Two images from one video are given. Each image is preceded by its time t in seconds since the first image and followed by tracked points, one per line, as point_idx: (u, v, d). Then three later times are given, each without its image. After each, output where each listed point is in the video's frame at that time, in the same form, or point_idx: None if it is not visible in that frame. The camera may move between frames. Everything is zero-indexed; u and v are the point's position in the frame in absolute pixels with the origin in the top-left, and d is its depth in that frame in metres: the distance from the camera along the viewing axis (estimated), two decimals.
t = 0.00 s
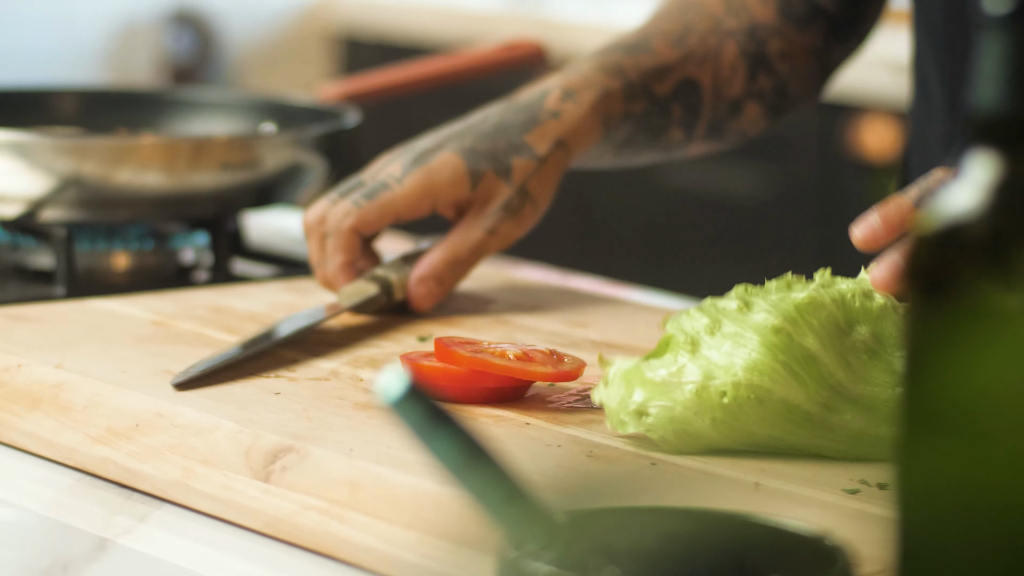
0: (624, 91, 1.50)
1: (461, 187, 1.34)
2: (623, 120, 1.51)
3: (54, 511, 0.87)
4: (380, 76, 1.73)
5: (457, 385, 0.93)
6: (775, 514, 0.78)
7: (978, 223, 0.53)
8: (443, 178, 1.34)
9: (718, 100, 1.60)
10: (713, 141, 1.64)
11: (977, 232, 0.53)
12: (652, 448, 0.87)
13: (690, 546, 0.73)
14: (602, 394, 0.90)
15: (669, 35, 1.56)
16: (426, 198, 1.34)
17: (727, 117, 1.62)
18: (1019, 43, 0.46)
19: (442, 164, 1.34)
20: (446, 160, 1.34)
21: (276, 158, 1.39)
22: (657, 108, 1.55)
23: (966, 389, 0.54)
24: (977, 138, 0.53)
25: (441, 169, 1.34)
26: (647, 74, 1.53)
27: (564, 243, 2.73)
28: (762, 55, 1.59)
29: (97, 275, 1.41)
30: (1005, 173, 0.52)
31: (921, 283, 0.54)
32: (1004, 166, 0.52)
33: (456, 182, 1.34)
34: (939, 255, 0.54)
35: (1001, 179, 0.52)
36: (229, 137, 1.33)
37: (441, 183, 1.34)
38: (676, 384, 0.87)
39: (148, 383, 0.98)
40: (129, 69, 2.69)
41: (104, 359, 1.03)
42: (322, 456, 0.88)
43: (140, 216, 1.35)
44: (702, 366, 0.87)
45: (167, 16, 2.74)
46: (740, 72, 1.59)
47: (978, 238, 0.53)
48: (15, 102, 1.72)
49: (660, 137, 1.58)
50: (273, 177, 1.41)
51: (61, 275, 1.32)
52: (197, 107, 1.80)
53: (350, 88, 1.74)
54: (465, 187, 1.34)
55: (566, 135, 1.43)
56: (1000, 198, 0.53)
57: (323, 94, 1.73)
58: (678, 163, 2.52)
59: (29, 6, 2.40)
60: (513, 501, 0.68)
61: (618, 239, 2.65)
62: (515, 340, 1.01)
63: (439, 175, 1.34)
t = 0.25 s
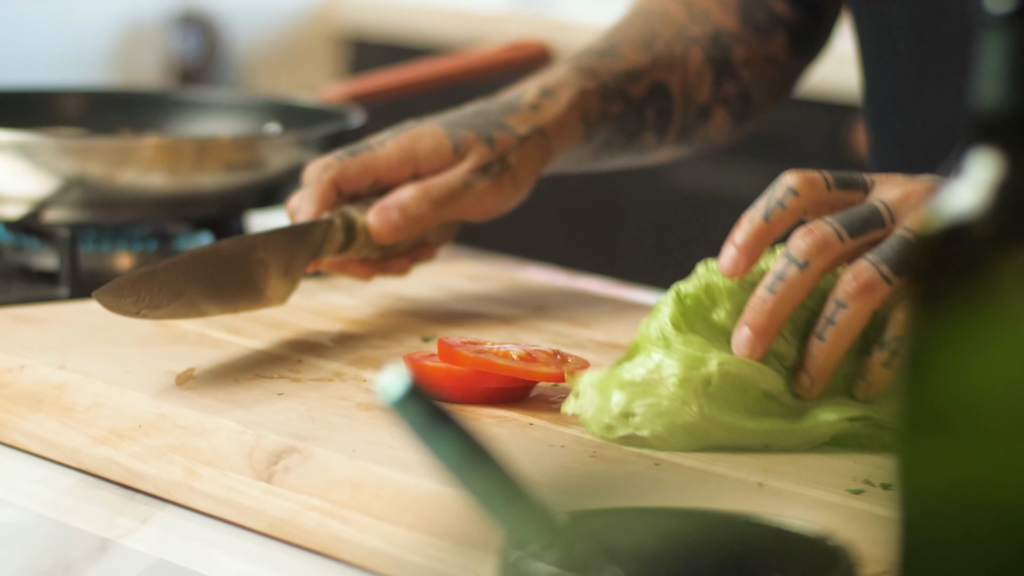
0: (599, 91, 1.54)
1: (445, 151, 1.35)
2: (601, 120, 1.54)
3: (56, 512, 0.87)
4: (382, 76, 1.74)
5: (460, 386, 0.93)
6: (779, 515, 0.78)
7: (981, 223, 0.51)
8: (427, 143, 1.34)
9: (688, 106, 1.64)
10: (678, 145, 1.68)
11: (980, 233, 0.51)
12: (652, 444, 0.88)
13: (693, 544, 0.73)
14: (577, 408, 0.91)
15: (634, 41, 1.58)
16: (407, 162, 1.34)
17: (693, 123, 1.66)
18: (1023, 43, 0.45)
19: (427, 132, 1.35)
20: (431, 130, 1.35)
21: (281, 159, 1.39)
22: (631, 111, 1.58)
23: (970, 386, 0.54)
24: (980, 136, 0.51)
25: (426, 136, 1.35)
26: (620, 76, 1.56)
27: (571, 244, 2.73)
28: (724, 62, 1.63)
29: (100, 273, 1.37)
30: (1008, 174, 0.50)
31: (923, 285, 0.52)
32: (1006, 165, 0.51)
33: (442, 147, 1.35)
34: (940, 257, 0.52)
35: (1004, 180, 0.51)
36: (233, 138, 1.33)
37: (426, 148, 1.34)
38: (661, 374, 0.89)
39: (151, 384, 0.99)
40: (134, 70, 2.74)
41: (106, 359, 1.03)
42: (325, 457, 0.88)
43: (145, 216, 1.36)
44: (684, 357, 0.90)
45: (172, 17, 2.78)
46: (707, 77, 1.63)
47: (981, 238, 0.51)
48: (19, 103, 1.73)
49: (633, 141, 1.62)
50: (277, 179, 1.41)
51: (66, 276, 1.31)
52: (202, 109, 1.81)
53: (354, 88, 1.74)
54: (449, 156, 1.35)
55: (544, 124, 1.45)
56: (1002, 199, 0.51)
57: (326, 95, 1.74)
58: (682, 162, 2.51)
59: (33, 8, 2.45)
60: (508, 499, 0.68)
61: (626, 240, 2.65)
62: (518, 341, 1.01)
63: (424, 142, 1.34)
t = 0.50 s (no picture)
0: (629, 132, 1.52)
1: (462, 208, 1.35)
2: (632, 160, 1.53)
3: (57, 513, 0.86)
4: (387, 75, 1.73)
5: (460, 386, 0.93)
6: (779, 513, 0.78)
7: (980, 220, 0.51)
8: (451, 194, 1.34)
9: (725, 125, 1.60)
10: (719, 167, 1.64)
11: (978, 229, 0.51)
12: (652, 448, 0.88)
13: (692, 543, 0.73)
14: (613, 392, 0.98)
15: (670, 67, 1.55)
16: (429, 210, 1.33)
17: (734, 141, 1.62)
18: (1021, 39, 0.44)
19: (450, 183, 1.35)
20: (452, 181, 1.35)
21: (283, 159, 1.39)
22: (665, 143, 1.56)
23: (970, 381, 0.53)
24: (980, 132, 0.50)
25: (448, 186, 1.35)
26: (651, 110, 1.53)
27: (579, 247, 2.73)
28: (764, 74, 1.59)
29: (103, 275, 1.41)
30: (1007, 172, 0.50)
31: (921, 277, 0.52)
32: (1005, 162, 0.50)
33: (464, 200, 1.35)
34: (939, 250, 0.52)
35: (1003, 177, 0.50)
36: (235, 138, 1.34)
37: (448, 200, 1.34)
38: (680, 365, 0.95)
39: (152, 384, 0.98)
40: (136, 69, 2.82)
41: (108, 360, 1.03)
42: (326, 457, 0.87)
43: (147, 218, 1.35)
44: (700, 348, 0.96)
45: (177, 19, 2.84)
46: (745, 95, 1.59)
47: (979, 233, 0.51)
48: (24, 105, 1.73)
49: (669, 170, 1.59)
50: (280, 178, 1.41)
51: (67, 277, 1.34)
52: (202, 108, 1.81)
53: (358, 88, 1.73)
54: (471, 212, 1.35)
55: (569, 178, 1.46)
56: (1001, 197, 0.51)
57: (329, 95, 1.74)
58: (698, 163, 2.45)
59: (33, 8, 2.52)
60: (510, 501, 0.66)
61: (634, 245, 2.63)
62: (520, 340, 1.01)
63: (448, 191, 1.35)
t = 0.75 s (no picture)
0: (636, 100, 1.48)
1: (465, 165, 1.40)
2: (639, 130, 1.49)
3: (58, 513, 0.86)
4: (387, 74, 1.71)
5: (459, 385, 0.92)
6: (779, 511, 0.78)
7: (976, 216, 0.50)
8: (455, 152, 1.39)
9: (744, 97, 1.51)
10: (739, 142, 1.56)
11: (974, 226, 0.50)
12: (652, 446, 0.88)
13: (691, 541, 0.73)
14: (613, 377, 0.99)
15: (685, 38, 1.49)
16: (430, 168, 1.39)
17: (753, 117, 1.53)
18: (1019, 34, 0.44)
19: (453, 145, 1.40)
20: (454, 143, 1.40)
21: (283, 157, 1.39)
22: (678, 113, 1.50)
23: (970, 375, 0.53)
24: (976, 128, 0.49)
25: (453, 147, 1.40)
26: (662, 80, 1.48)
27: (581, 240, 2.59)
28: (786, 52, 1.49)
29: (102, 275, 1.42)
30: (1004, 165, 0.48)
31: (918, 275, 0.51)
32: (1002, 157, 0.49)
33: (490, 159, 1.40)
34: (935, 248, 0.50)
35: (999, 172, 0.49)
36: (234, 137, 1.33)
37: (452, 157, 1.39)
38: (683, 369, 0.95)
39: (153, 384, 0.98)
40: (140, 71, 2.62)
41: (108, 359, 1.03)
42: (327, 455, 0.87)
43: (146, 215, 1.37)
44: (703, 353, 0.96)
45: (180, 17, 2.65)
46: (764, 71, 1.50)
47: (975, 232, 0.50)
48: (24, 103, 1.74)
49: (683, 143, 1.53)
50: (279, 177, 1.41)
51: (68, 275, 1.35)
52: (202, 107, 1.82)
53: (358, 86, 1.73)
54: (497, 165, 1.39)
55: (572, 139, 1.45)
56: (999, 190, 0.49)
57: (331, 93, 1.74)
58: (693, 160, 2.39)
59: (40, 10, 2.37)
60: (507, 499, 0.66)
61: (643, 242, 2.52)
62: (519, 337, 1.00)
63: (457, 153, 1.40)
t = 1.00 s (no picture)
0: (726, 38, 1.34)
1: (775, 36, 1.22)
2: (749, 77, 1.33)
3: (56, 510, 0.84)
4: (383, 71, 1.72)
5: (457, 381, 0.93)
6: (777, 508, 0.78)
7: (976, 212, 0.49)
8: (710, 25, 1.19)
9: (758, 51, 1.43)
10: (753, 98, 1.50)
11: (973, 223, 0.49)
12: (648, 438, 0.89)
13: (690, 536, 0.73)
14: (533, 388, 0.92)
15: None
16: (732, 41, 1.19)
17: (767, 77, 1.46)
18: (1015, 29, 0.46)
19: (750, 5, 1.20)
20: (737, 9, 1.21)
21: (280, 153, 1.39)
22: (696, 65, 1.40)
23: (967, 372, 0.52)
24: (972, 122, 0.48)
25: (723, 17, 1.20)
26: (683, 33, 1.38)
27: (579, 233, 2.57)
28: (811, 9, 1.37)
29: (101, 273, 1.42)
30: (1004, 158, 0.48)
31: (922, 271, 0.49)
32: (999, 152, 0.48)
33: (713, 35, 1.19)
34: (938, 245, 0.49)
35: (998, 166, 0.48)
36: (231, 135, 1.34)
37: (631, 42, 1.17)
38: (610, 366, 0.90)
39: (151, 383, 0.98)
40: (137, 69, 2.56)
41: (106, 358, 1.03)
42: (325, 454, 0.88)
43: (145, 214, 1.36)
44: (630, 350, 0.91)
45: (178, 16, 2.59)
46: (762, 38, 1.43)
47: (976, 227, 0.49)
48: (21, 103, 1.74)
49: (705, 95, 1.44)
50: (278, 176, 1.42)
51: (64, 274, 1.34)
52: (198, 105, 1.82)
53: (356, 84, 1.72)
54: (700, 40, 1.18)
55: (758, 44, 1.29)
56: (998, 184, 0.48)
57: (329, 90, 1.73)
58: (688, 153, 2.31)
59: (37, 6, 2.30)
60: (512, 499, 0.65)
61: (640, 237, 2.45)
62: (517, 334, 1.00)
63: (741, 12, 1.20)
